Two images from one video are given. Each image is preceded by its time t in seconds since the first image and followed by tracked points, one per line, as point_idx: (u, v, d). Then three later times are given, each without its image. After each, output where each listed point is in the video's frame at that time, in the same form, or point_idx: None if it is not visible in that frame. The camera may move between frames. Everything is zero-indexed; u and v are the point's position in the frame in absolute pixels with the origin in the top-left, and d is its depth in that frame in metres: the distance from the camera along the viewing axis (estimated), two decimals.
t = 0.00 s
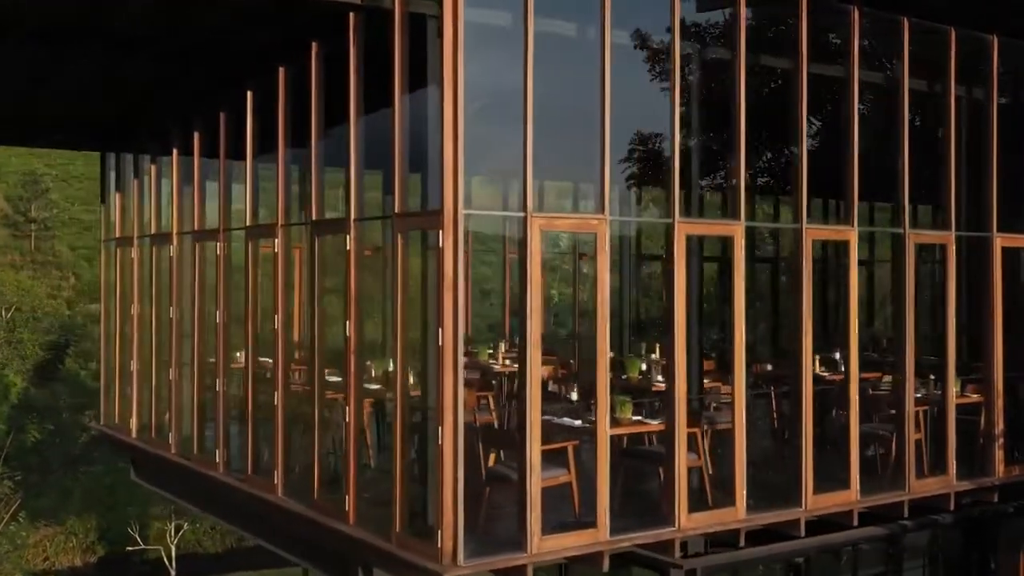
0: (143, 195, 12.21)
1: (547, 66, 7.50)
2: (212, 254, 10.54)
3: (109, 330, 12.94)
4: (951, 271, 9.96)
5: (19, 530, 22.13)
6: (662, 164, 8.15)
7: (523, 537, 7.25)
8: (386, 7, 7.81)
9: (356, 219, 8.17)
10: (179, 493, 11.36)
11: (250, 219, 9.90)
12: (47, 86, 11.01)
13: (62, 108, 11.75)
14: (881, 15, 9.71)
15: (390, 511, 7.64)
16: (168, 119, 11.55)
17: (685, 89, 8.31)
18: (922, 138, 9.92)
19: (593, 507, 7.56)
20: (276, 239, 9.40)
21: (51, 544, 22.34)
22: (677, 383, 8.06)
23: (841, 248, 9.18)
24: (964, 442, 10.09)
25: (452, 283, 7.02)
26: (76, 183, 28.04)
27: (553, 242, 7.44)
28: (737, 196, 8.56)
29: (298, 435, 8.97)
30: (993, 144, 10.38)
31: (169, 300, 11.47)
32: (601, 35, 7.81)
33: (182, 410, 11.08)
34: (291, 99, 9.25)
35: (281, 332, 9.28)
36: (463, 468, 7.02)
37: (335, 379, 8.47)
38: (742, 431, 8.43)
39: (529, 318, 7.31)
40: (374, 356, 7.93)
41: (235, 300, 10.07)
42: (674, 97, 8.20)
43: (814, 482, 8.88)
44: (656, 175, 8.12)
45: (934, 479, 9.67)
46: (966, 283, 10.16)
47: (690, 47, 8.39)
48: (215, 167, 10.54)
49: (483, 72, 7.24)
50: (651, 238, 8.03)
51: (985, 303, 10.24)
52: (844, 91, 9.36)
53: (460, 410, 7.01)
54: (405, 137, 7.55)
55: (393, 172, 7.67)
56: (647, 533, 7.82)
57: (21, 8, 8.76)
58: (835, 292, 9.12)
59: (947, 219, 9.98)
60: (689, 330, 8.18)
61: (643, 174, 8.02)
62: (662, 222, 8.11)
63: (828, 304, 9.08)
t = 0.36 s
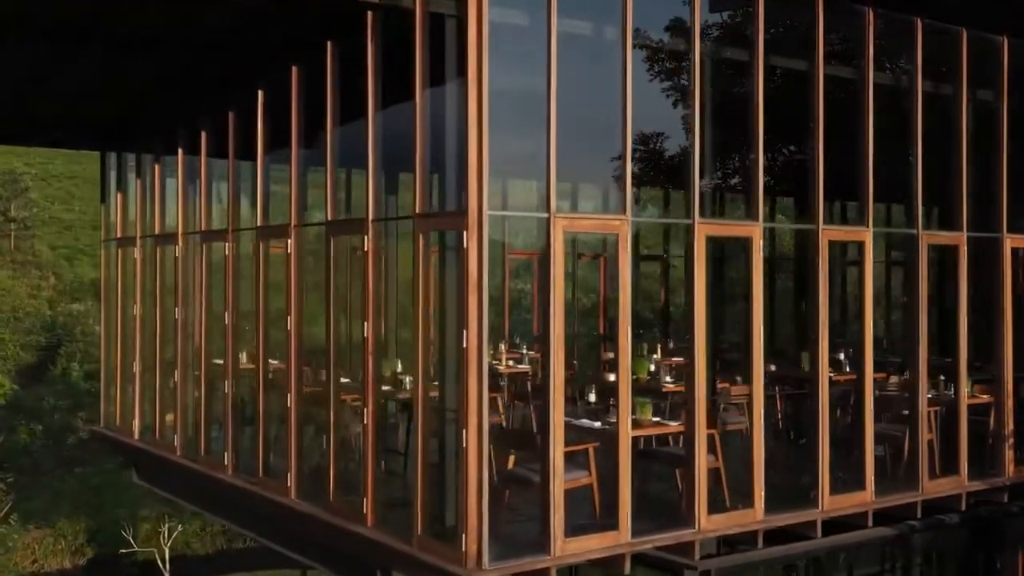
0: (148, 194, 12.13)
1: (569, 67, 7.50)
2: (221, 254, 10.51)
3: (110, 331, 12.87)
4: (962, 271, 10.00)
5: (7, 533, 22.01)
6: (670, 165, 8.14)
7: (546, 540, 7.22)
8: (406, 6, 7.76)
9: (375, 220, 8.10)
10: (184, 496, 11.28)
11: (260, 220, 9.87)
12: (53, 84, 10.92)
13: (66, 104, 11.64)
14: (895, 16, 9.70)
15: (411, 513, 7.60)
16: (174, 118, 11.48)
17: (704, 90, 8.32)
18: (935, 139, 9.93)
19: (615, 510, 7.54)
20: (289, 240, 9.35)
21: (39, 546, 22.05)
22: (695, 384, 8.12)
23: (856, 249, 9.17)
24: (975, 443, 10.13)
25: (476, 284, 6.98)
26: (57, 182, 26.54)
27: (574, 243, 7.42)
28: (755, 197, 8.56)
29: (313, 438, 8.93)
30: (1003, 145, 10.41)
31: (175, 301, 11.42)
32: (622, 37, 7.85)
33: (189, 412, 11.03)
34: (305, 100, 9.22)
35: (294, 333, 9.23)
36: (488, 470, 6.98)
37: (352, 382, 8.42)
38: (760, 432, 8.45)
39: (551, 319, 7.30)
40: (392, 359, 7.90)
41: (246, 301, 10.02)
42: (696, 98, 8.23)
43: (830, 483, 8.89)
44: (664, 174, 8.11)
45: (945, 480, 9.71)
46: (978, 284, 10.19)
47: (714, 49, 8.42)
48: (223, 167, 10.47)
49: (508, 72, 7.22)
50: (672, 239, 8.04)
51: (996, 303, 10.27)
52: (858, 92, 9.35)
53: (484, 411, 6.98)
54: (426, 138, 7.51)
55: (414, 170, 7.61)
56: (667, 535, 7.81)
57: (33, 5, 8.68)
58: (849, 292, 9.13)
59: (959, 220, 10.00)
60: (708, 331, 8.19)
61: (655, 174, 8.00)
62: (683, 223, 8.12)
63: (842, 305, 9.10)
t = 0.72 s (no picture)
0: (152, 192, 12.05)
1: (591, 68, 7.45)
2: (229, 254, 10.51)
3: (111, 331, 12.75)
4: (972, 273, 10.05)
5: None
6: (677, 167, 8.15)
7: (570, 542, 7.17)
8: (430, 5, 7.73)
9: (393, 220, 8.06)
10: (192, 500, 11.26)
11: (270, 220, 9.84)
12: (64, 68, 10.78)
13: (73, 93, 11.48)
14: (908, 18, 9.73)
15: (431, 516, 7.56)
16: (184, 115, 11.41)
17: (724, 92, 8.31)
18: (948, 141, 9.95)
19: (638, 512, 7.52)
20: (303, 241, 9.32)
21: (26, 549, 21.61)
22: (715, 386, 8.11)
23: (871, 249, 9.23)
24: (985, 445, 10.19)
25: (502, 284, 6.91)
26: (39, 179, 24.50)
27: (597, 244, 7.38)
28: (772, 199, 8.57)
29: (329, 440, 8.89)
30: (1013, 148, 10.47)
31: (180, 301, 11.36)
32: (643, 38, 7.80)
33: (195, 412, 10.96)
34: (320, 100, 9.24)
35: (309, 334, 9.21)
36: (514, 471, 6.92)
37: (370, 384, 8.37)
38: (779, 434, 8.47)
39: (573, 322, 7.25)
40: (413, 360, 7.84)
41: (260, 301, 9.98)
42: (716, 100, 8.22)
43: (845, 485, 8.92)
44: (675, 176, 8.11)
45: (955, 480, 9.76)
46: (988, 285, 10.24)
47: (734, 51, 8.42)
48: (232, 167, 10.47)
49: (533, 72, 7.15)
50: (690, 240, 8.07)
51: (1006, 305, 10.32)
52: (872, 94, 9.38)
53: (511, 412, 6.92)
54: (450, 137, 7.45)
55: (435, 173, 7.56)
56: (689, 536, 7.80)
57: None
58: (865, 293, 9.17)
59: (969, 222, 10.06)
60: (728, 330, 8.20)
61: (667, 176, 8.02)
62: (702, 224, 8.12)
63: (859, 306, 9.15)
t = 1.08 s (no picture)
0: (157, 193, 11.99)
1: (614, 70, 7.44)
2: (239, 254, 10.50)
3: (112, 331, 12.66)
4: (982, 273, 10.11)
5: None
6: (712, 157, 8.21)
7: (595, 544, 7.15)
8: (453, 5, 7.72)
9: (412, 220, 8.05)
10: (202, 502, 11.27)
11: (281, 219, 9.88)
12: (66, 70, 10.72)
13: (74, 93, 11.39)
14: (921, 19, 9.76)
15: (454, 518, 7.54)
16: (192, 115, 11.40)
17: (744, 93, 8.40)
18: (957, 144, 10.02)
19: (660, 514, 7.52)
20: (316, 242, 9.31)
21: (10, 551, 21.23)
22: (734, 386, 8.12)
23: (886, 250, 9.26)
24: (994, 444, 10.25)
25: (529, 285, 6.88)
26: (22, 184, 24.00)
27: (622, 244, 7.35)
28: (791, 201, 8.58)
29: (345, 443, 8.88)
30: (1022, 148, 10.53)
31: (185, 301, 11.31)
32: (664, 39, 7.77)
33: (204, 413, 10.93)
34: (335, 100, 9.26)
35: (322, 335, 9.20)
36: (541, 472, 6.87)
37: (387, 385, 8.34)
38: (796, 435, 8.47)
39: (599, 324, 7.17)
40: (434, 361, 7.80)
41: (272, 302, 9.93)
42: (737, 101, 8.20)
43: (860, 486, 8.97)
44: (703, 172, 8.18)
45: (966, 480, 9.82)
46: (996, 285, 10.31)
47: (754, 51, 8.48)
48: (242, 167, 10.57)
49: (558, 74, 7.10)
50: (714, 241, 8.09)
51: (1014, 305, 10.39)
52: (885, 95, 9.41)
53: (539, 414, 6.87)
54: (478, 134, 7.39)
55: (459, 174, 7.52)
56: (710, 537, 7.83)
57: None
58: (879, 293, 9.23)
59: (979, 223, 10.13)
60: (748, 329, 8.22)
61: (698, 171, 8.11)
62: (722, 225, 8.09)
63: (873, 307, 9.21)
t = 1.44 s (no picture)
0: (161, 192, 11.93)
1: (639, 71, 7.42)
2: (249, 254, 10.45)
3: (113, 333, 12.56)
4: (990, 273, 10.20)
5: None
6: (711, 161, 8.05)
7: (619, 546, 7.14)
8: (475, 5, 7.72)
9: (432, 219, 8.04)
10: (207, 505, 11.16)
11: (293, 219, 9.85)
12: (67, 71, 10.62)
13: (74, 93, 11.28)
14: (932, 20, 9.84)
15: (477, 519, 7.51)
16: (197, 114, 11.34)
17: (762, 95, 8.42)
18: (965, 145, 10.11)
19: (682, 515, 7.52)
20: (330, 242, 9.27)
21: None
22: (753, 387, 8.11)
23: (897, 250, 9.36)
24: (1001, 443, 10.33)
25: (554, 284, 6.85)
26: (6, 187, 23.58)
27: (644, 245, 7.36)
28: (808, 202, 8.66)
29: (359, 445, 8.83)
30: None
31: (190, 302, 11.24)
32: (686, 36, 7.73)
33: (211, 414, 10.85)
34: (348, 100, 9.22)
35: (336, 335, 9.19)
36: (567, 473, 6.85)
37: (404, 387, 8.31)
38: (812, 436, 8.51)
39: (623, 325, 7.17)
40: (452, 363, 7.78)
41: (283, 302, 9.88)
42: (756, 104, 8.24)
43: (873, 485, 9.03)
44: (704, 169, 7.97)
45: (975, 479, 9.90)
46: (1004, 285, 10.39)
47: (772, 54, 8.51)
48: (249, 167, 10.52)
49: (583, 74, 7.10)
50: (733, 242, 8.11)
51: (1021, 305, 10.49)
52: (897, 97, 9.49)
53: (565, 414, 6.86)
54: (501, 135, 7.38)
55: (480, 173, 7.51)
56: (731, 537, 7.85)
57: None
58: (891, 293, 9.30)
59: (987, 223, 10.22)
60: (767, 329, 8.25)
61: (712, 175, 8.07)
62: (742, 226, 8.14)
63: (887, 307, 9.25)
